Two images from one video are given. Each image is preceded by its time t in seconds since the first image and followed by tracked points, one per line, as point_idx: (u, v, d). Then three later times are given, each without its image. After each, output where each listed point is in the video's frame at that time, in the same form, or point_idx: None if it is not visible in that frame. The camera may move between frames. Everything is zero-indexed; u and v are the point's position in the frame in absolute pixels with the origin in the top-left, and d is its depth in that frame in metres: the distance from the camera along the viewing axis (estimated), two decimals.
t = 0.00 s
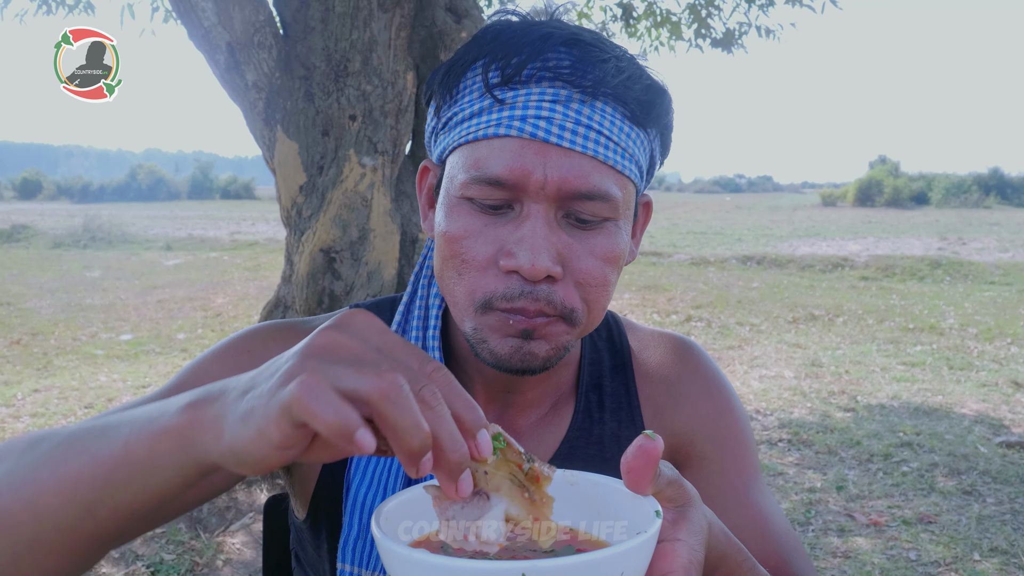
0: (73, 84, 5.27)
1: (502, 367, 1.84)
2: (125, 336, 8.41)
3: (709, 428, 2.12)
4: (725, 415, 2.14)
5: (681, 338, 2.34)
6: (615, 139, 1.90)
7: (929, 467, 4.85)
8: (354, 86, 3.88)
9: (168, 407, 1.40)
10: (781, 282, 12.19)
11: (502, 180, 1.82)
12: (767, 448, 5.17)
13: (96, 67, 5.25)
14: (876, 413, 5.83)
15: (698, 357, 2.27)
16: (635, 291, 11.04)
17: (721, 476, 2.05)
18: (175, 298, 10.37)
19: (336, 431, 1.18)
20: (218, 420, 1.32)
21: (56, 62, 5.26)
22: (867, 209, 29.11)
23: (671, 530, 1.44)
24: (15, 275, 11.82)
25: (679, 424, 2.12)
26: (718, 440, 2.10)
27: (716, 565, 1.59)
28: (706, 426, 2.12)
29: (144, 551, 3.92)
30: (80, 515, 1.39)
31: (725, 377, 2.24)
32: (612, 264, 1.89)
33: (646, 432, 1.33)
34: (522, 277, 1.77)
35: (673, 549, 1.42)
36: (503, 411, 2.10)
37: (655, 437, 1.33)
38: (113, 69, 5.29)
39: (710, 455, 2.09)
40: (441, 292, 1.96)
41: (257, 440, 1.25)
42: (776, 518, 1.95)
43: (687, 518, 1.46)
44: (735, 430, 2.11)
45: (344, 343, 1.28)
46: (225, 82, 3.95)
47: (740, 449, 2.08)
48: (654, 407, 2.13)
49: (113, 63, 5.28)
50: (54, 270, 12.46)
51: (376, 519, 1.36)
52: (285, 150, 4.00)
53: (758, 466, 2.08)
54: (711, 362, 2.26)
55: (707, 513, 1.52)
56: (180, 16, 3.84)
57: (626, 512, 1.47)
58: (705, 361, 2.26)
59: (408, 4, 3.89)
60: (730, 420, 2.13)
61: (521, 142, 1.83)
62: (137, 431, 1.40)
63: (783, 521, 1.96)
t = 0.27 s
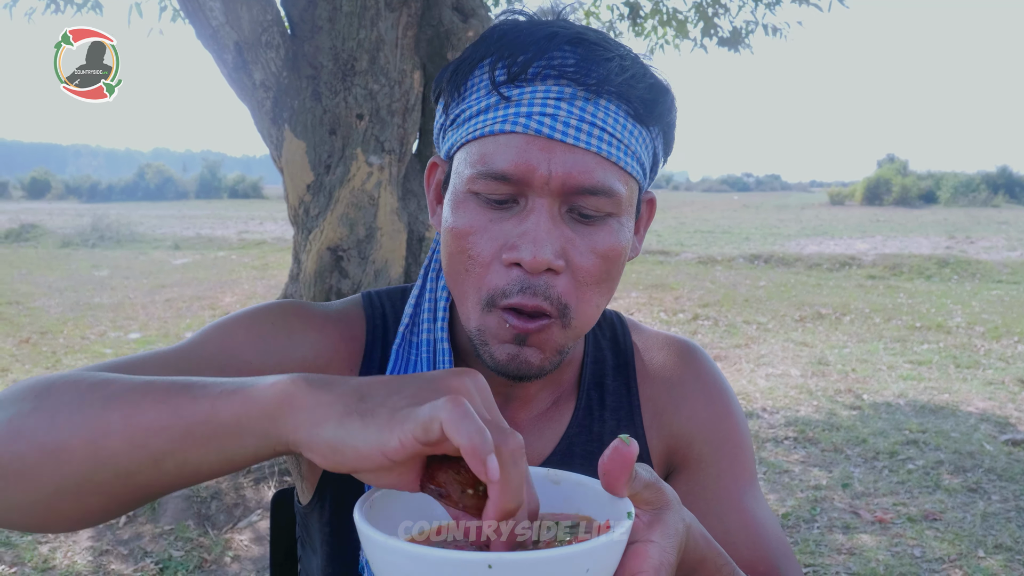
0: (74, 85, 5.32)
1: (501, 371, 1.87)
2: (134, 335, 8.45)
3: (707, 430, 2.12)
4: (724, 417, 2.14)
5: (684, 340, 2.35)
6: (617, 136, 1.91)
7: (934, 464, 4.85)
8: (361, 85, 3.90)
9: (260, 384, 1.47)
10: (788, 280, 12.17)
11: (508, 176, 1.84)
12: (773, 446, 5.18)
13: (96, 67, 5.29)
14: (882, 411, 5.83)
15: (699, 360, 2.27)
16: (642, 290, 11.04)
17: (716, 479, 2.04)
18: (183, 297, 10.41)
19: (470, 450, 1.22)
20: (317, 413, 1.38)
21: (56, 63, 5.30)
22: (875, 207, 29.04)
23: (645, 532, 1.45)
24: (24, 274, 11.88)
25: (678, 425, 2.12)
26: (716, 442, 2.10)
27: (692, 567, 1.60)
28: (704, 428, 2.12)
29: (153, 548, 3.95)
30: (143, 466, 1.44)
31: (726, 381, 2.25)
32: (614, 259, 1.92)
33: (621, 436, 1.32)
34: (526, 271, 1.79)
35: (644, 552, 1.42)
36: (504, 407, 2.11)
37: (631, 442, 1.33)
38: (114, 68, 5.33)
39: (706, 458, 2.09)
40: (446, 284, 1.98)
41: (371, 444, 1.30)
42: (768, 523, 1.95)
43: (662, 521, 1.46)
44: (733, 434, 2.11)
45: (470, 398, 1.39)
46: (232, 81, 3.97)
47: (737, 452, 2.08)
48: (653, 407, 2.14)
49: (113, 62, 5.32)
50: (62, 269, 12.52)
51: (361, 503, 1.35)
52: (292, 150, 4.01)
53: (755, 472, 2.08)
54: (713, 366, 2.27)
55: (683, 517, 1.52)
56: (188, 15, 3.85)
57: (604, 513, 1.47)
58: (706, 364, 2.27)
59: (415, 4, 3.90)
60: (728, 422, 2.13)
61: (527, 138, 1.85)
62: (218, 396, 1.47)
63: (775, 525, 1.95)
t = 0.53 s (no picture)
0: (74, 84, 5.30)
1: (513, 362, 1.87)
2: (131, 337, 8.45)
3: (704, 436, 2.13)
4: (721, 423, 2.15)
5: (682, 345, 2.35)
6: (639, 152, 1.93)
7: (931, 466, 4.86)
8: (359, 88, 3.91)
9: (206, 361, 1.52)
10: (784, 283, 12.19)
11: (530, 184, 1.84)
12: (769, 448, 5.19)
13: (97, 67, 5.29)
14: (878, 413, 5.84)
15: (697, 366, 2.28)
16: (639, 292, 11.04)
17: (713, 485, 2.06)
18: (180, 300, 10.41)
19: (386, 409, 1.21)
20: (255, 381, 1.42)
21: (55, 62, 5.30)
22: (872, 209, 29.08)
23: (642, 548, 1.46)
24: (20, 276, 11.86)
25: (676, 430, 2.13)
26: (713, 448, 2.11)
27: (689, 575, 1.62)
28: (702, 433, 2.13)
29: (150, 551, 3.95)
30: (117, 450, 1.50)
31: (722, 387, 2.26)
32: (627, 271, 1.93)
33: (617, 457, 1.34)
34: (543, 278, 1.80)
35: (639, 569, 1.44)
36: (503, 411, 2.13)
37: (626, 463, 1.35)
38: (114, 68, 5.34)
39: (703, 464, 2.10)
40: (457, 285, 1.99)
41: (302, 409, 1.32)
42: (764, 531, 1.96)
43: (658, 536, 1.48)
44: (730, 440, 2.13)
45: (409, 375, 1.41)
46: (230, 84, 3.97)
47: (734, 458, 2.10)
48: (651, 413, 2.14)
49: (113, 63, 5.32)
50: (59, 271, 12.50)
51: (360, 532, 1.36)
52: (291, 152, 4.02)
53: (751, 477, 2.10)
54: (711, 371, 2.28)
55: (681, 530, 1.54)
56: (187, 19, 3.86)
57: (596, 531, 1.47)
58: (704, 369, 2.27)
59: (413, 7, 3.90)
60: (724, 428, 2.14)
61: (550, 148, 1.86)
62: (170, 377, 1.52)
63: (773, 531, 1.97)
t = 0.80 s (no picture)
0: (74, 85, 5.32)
1: (508, 352, 1.88)
2: (132, 339, 8.46)
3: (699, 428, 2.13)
4: (716, 416, 2.16)
5: (679, 341, 2.36)
6: (628, 149, 1.94)
7: (931, 466, 4.87)
8: (360, 90, 3.93)
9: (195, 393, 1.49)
10: (784, 283, 12.19)
11: (522, 180, 1.85)
12: (770, 447, 5.20)
13: (96, 67, 5.31)
14: (878, 413, 5.85)
15: (693, 360, 2.29)
16: (639, 292, 11.05)
17: (707, 477, 2.06)
18: (181, 301, 10.42)
19: (346, 429, 1.20)
20: (235, 410, 1.40)
21: (55, 63, 5.31)
22: (872, 210, 29.09)
23: (639, 539, 1.45)
24: (21, 278, 11.88)
25: (671, 422, 2.13)
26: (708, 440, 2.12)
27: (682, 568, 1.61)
28: (697, 426, 2.13)
29: (153, 550, 3.96)
30: (113, 498, 1.48)
31: (719, 381, 2.27)
32: (619, 264, 1.94)
33: (615, 449, 1.36)
34: (536, 273, 1.82)
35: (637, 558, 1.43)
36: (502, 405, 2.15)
37: (624, 455, 1.36)
38: (113, 68, 5.36)
39: (698, 456, 2.10)
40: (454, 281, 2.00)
41: (271, 428, 1.31)
42: (759, 522, 1.96)
43: (654, 527, 1.47)
44: (725, 434, 2.13)
45: (367, 359, 1.37)
46: (231, 86, 3.99)
47: (729, 451, 2.10)
48: (647, 405, 2.15)
49: (113, 63, 5.34)
50: (60, 273, 12.52)
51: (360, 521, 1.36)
52: (292, 154, 4.03)
53: (745, 471, 2.10)
54: (707, 366, 2.29)
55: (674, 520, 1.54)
56: (188, 21, 3.88)
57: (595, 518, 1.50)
58: (700, 364, 2.28)
59: (413, 9, 3.93)
60: (719, 421, 2.15)
61: (542, 145, 1.87)
62: (158, 416, 1.49)
63: (766, 523, 1.97)
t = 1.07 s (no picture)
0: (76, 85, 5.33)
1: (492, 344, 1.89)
2: (137, 339, 8.49)
3: (694, 422, 2.15)
4: (711, 409, 2.17)
5: (677, 336, 2.37)
6: (607, 136, 1.95)
7: (934, 465, 4.87)
8: (364, 91, 3.94)
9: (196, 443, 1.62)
10: (788, 283, 12.18)
11: (500, 168, 1.87)
12: (773, 447, 5.20)
13: (97, 67, 5.33)
14: (881, 413, 5.85)
15: (690, 355, 2.30)
16: (643, 292, 11.04)
17: (702, 469, 2.08)
18: (186, 301, 10.45)
19: (265, 417, 1.36)
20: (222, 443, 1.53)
21: (57, 63, 5.34)
22: (877, 209, 29.05)
23: (646, 524, 1.46)
24: (26, 279, 11.92)
25: (666, 415, 2.15)
26: (703, 434, 2.13)
27: (686, 556, 1.61)
28: (692, 420, 2.15)
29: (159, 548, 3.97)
30: (149, 552, 1.63)
31: (716, 376, 2.28)
32: (603, 252, 1.93)
33: (625, 432, 1.36)
34: (515, 258, 1.82)
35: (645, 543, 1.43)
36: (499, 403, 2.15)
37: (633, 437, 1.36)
38: (114, 69, 5.38)
39: (693, 448, 2.12)
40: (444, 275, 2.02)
41: (237, 448, 1.49)
42: (753, 515, 1.98)
43: (661, 512, 1.48)
44: (721, 427, 2.15)
45: (270, 341, 1.42)
46: (234, 86, 4.00)
47: (723, 445, 2.12)
48: (642, 398, 2.17)
49: (113, 63, 5.36)
50: (66, 273, 12.56)
51: (363, 509, 1.35)
52: (296, 155, 4.03)
53: (742, 463, 2.11)
54: (703, 361, 2.31)
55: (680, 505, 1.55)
56: (191, 21, 3.90)
57: (602, 502, 1.46)
58: (696, 359, 2.30)
59: (416, 10, 3.97)
60: (714, 414, 2.16)
61: (520, 134, 1.88)
62: (170, 462, 1.62)
63: (760, 515, 1.98)
